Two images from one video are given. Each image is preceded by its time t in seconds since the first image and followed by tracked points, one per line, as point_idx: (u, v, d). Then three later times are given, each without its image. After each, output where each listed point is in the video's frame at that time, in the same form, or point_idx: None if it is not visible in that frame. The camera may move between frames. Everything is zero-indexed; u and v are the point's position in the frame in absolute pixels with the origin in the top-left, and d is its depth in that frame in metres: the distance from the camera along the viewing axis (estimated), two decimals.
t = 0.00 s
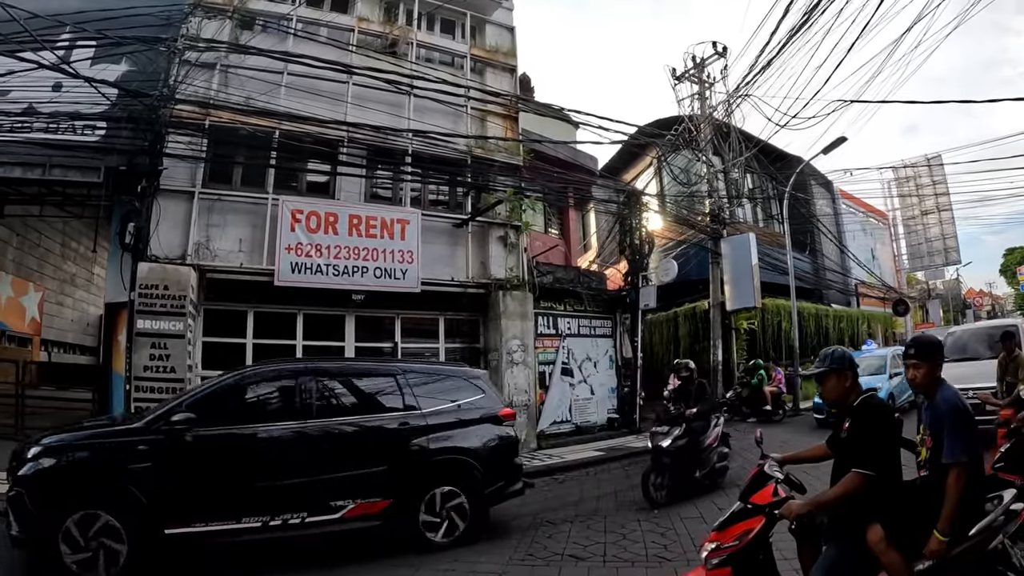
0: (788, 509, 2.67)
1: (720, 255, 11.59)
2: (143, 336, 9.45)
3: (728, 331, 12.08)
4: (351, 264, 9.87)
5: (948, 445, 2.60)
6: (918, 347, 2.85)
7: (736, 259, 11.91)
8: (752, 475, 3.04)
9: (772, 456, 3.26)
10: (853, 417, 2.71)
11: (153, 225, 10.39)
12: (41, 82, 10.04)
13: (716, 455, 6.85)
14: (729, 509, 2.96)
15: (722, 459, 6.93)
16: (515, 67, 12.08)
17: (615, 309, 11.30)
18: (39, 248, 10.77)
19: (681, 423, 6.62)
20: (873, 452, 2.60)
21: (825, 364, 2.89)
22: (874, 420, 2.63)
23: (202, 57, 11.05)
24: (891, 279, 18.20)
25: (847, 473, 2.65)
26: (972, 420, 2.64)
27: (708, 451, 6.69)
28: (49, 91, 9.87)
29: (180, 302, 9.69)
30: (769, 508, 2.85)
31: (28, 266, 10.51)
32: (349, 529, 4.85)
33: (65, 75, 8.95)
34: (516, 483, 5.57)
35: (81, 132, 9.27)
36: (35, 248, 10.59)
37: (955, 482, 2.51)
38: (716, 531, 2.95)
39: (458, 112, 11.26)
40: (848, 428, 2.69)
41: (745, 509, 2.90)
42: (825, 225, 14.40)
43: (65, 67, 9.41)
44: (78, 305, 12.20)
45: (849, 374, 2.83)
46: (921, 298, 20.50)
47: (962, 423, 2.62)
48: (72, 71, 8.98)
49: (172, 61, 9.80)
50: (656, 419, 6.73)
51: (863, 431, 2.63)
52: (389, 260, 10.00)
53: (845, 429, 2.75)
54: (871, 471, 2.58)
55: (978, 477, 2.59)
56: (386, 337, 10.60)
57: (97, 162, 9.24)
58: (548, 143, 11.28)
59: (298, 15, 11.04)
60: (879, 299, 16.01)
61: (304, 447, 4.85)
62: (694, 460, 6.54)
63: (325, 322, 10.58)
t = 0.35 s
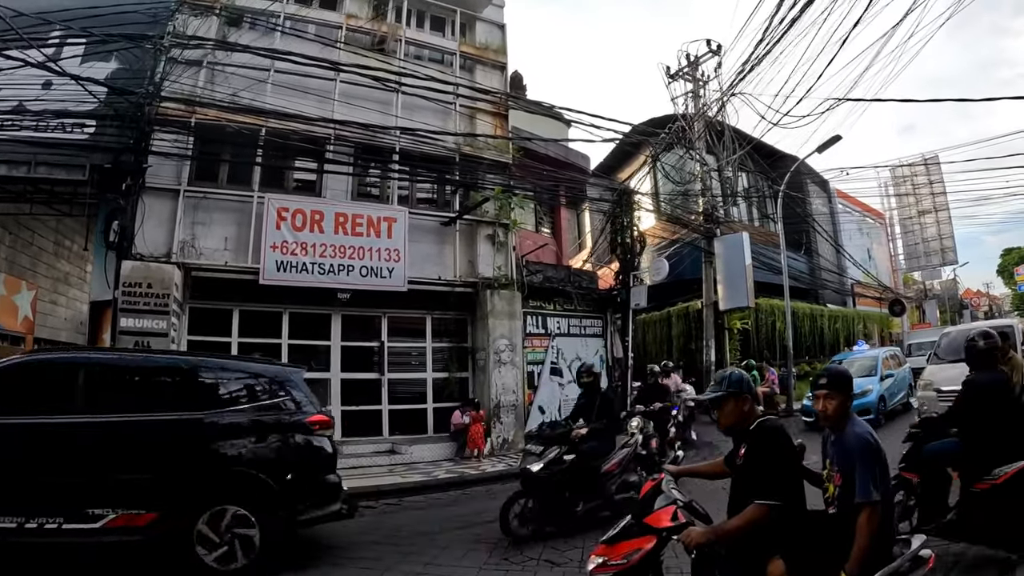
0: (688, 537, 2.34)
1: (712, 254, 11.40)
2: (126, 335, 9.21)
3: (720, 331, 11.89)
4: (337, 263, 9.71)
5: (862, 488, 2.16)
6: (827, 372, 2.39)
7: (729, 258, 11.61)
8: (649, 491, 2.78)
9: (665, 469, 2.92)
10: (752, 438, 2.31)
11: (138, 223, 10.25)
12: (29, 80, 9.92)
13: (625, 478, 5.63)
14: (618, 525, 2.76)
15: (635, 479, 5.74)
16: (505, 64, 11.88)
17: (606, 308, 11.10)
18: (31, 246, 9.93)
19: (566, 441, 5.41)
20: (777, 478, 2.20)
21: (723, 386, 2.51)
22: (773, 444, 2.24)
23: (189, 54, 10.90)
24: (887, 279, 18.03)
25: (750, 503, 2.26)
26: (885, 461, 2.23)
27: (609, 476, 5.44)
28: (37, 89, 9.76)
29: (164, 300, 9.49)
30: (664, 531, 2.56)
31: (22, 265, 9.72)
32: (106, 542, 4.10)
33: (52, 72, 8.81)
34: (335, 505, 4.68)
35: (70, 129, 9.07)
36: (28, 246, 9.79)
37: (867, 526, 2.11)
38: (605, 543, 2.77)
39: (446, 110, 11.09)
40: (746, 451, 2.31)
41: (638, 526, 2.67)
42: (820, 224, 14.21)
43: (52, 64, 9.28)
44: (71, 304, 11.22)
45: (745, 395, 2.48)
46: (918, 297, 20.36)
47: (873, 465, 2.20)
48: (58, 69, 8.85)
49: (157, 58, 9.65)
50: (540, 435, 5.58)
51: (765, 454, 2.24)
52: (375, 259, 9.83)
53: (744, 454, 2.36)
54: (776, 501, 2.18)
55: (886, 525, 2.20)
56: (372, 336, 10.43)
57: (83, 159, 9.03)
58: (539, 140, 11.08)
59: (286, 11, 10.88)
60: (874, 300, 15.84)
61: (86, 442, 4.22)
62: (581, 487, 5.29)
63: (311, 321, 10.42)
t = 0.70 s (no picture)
0: (541, 546, 2.18)
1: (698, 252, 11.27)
2: (101, 331, 9.06)
3: (706, 329, 11.75)
4: (316, 259, 9.56)
5: (745, 493, 2.29)
6: (708, 380, 2.52)
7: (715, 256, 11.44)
8: (496, 495, 2.62)
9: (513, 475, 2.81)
10: (621, 449, 2.17)
11: (115, 218, 9.95)
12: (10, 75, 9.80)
13: (463, 509, 4.59)
14: (466, 534, 2.60)
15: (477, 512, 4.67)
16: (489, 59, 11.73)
17: (590, 306, 10.94)
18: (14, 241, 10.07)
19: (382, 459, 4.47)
20: (644, 496, 2.07)
21: (598, 383, 2.34)
22: (646, 455, 2.12)
23: (170, 49, 10.73)
24: (875, 278, 18.01)
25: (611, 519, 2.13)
26: (757, 468, 2.41)
27: (440, 506, 4.35)
28: (18, 83, 9.64)
29: (140, 296, 9.28)
30: (514, 540, 2.45)
31: (4, 261, 9.88)
32: None
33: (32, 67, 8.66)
34: (96, 513, 4.25)
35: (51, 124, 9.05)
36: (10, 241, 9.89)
37: (741, 536, 2.23)
38: (452, 553, 2.60)
39: (429, 106, 10.94)
40: (613, 462, 2.17)
41: (487, 531, 2.52)
42: (807, 224, 14.13)
43: (32, 59, 9.11)
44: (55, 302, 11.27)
45: (616, 397, 2.34)
46: (905, 297, 20.37)
47: (751, 470, 2.36)
48: (39, 63, 8.68)
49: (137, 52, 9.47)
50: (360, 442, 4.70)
51: (635, 469, 2.10)
52: (355, 255, 9.70)
53: (609, 464, 2.20)
54: (641, 523, 2.05)
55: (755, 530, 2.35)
56: (352, 334, 10.30)
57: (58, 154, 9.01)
58: (522, 137, 10.92)
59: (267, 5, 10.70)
60: (861, 299, 15.81)
61: None
62: (392, 515, 4.40)
63: (290, 319, 10.27)
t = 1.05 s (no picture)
0: (339, 569, 1.99)
1: (679, 249, 11.13)
2: (69, 326, 8.74)
3: (686, 327, 11.63)
4: (288, 253, 9.35)
5: (556, 521, 2.02)
6: (513, 396, 2.26)
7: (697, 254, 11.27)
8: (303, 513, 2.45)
9: (330, 488, 2.73)
10: (425, 465, 2.04)
11: (85, 210, 9.67)
12: None
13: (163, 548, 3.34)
14: (276, 549, 2.33)
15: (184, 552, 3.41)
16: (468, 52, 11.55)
17: (568, 303, 10.79)
18: None
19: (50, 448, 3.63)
20: (448, 517, 1.95)
21: (412, 392, 2.30)
22: (448, 473, 2.00)
23: (144, 38, 10.54)
24: (857, 278, 18.03)
25: (414, 540, 1.99)
26: (570, 488, 2.15)
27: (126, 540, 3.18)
28: None
29: (109, 290, 8.98)
30: (315, 561, 2.23)
31: None
32: None
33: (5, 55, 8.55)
34: None
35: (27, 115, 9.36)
36: None
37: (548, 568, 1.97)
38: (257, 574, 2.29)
39: (407, 99, 10.75)
40: (415, 480, 2.03)
41: (284, 557, 2.28)
42: (790, 222, 14.06)
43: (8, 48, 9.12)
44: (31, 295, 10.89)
45: (430, 410, 2.28)
46: (886, 296, 20.46)
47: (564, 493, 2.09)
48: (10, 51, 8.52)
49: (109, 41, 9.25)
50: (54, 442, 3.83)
51: (440, 486, 1.98)
52: (328, 249, 9.50)
53: (413, 481, 2.08)
54: (443, 546, 1.92)
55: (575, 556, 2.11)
56: (325, 330, 10.12)
57: (30, 145, 9.49)
58: (501, 131, 10.74)
59: None
60: (844, 299, 15.77)
61: None
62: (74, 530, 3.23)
63: (263, 314, 10.07)
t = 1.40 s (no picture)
0: None
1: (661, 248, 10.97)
2: (38, 320, 8.38)
3: (669, 326, 11.49)
4: (263, 247, 9.17)
5: (325, 528, 1.95)
6: (275, 397, 2.12)
7: (679, 252, 11.14)
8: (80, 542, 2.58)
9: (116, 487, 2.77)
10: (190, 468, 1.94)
11: (57, 202, 9.43)
12: None
13: None
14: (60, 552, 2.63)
15: None
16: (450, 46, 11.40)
17: (548, 300, 10.65)
18: None
19: None
20: (210, 521, 1.90)
21: (188, 381, 2.20)
22: (211, 476, 1.91)
23: (120, 27, 10.28)
24: (840, 278, 18.05)
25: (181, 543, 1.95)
26: (340, 491, 2.06)
27: None
28: None
29: (79, 284, 8.64)
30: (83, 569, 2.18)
31: None
32: None
33: None
34: None
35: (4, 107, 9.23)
36: None
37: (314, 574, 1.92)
38: None
39: (387, 92, 10.58)
40: (179, 484, 1.94)
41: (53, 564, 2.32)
42: (774, 222, 14.01)
43: None
44: None
45: (205, 402, 2.21)
46: (869, 297, 20.54)
47: (333, 498, 2.02)
48: None
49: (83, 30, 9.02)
50: None
51: (203, 489, 1.91)
52: (303, 244, 9.30)
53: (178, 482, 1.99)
54: (207, 551, 1.88)
55: (349, 562, 2.08)
56: (300, 326, 9.94)
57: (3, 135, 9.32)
58: (482, 126, 10.60)
59: None
60: (828, 299, 15.77)
61: None
62: None
63: (237, 309, 9.88)
